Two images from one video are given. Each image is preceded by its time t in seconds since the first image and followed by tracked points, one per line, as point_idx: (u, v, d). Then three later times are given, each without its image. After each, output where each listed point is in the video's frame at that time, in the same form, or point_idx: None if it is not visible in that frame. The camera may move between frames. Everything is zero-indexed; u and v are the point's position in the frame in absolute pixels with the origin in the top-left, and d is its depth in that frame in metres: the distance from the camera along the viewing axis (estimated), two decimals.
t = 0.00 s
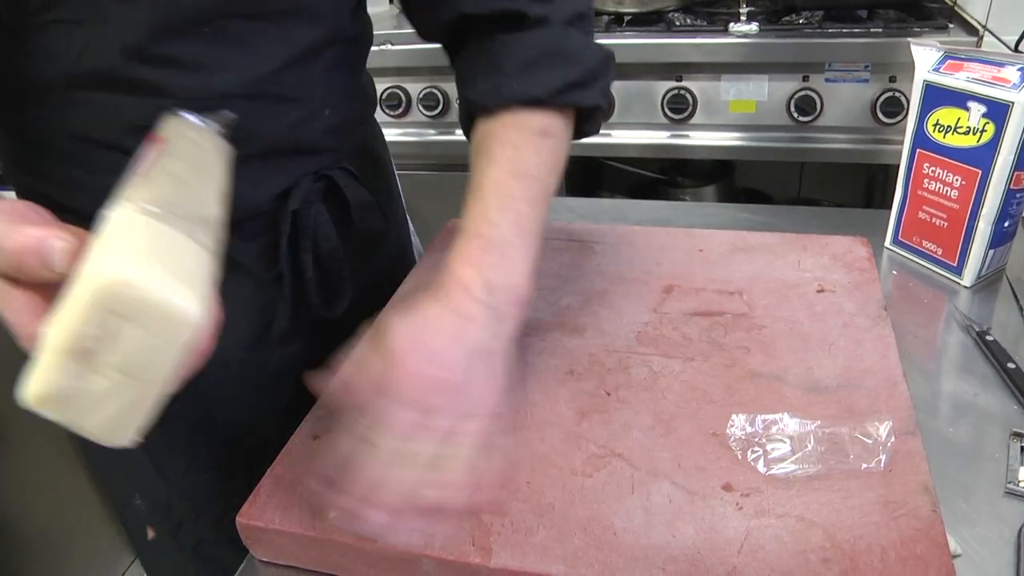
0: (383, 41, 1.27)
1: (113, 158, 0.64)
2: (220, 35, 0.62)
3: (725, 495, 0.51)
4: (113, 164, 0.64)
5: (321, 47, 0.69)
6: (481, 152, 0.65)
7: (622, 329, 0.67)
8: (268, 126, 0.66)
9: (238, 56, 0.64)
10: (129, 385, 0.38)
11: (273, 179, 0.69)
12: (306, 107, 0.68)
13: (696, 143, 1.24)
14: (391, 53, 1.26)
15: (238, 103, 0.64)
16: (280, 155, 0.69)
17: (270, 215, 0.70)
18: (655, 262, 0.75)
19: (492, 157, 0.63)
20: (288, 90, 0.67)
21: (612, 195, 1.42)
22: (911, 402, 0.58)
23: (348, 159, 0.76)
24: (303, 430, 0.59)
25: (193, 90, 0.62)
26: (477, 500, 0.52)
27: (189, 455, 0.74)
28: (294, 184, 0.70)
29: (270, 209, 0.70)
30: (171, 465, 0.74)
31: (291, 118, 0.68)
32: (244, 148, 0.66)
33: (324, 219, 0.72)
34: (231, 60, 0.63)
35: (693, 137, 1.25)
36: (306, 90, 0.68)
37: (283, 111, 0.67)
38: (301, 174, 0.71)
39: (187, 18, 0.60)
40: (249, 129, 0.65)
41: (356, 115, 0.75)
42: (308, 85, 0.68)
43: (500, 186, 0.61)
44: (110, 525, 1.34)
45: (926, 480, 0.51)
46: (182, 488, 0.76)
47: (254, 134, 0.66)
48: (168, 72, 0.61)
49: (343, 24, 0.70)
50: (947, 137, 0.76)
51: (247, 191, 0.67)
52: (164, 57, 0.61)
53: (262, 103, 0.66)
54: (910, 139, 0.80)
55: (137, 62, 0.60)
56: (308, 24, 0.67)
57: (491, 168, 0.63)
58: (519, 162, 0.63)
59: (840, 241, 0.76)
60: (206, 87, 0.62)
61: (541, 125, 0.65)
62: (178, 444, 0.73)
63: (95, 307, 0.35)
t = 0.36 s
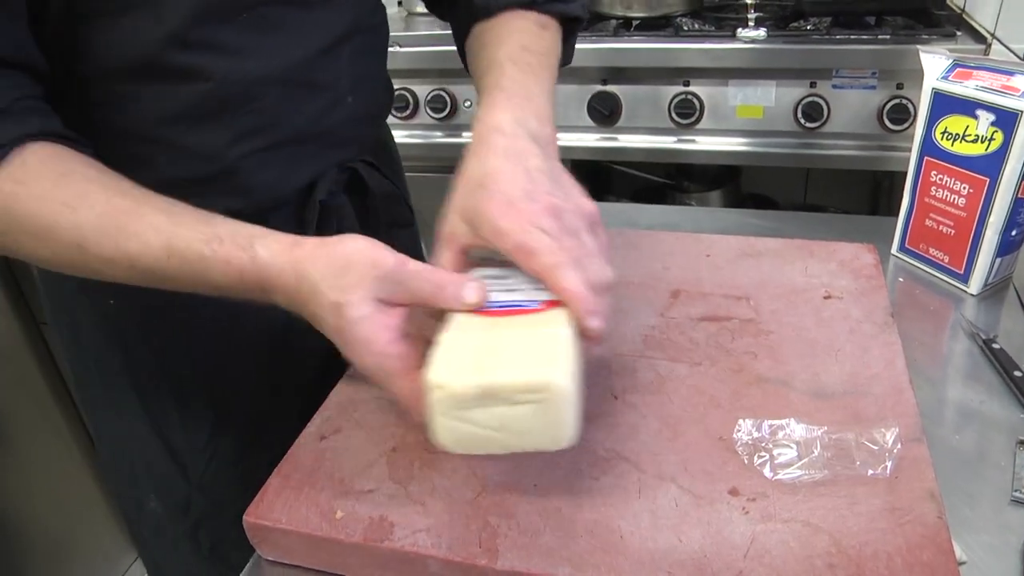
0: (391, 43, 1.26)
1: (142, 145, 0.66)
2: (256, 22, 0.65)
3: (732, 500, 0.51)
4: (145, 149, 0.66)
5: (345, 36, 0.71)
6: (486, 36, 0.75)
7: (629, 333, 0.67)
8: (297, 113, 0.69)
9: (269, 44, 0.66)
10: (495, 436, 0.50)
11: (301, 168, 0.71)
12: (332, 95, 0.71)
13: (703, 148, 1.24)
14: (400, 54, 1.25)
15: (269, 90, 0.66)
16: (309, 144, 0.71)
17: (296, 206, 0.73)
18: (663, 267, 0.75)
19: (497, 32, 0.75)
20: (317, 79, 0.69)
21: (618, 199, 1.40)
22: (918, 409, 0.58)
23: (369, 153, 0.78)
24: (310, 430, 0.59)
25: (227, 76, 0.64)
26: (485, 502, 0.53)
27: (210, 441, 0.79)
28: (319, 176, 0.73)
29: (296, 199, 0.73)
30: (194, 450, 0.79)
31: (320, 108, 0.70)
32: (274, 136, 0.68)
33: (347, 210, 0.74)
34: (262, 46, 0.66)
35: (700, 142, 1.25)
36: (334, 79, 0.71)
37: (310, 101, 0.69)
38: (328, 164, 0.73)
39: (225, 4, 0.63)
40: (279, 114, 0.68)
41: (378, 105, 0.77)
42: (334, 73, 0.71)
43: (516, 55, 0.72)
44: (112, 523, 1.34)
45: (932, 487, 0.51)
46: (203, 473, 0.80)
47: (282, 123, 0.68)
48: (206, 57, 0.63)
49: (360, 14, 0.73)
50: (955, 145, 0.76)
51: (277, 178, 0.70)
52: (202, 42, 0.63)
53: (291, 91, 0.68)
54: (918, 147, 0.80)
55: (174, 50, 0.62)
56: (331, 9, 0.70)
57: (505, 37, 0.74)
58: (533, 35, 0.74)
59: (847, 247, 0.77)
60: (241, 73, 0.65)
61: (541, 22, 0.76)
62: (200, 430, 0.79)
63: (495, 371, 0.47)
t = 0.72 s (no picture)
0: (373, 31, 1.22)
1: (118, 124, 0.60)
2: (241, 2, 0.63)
3: (719, 480, 0.51)
4: (115, 132, 0.60)
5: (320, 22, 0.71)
6: (466, 51, 0.77)
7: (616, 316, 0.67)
8: (275, 97, 0.67)
9: (250, 22, 0.64)
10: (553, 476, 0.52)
11: (277, 153, 0.70)
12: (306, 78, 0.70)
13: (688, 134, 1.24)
14: (384, 40, 1.21)
15: (252, 70, 0.65)
16: (284, 129, 0.70)
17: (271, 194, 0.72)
18: (649, 250, 0.75)
19: (476, 47, 0.77)
20: (295, 59, 0.68)
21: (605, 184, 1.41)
22: (903, 388, 0.58)
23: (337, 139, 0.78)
24: (296, 417, 0.59)
25: (213, 56, 0.62)
26: (472, 486, 0.52)
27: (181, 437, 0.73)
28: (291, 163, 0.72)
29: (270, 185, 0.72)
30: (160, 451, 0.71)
31: (294, 91, 0.69)
32: (251, 118, 0.66)
33: (319, 196, 0.75)
34: (246, 25, 0.64)
35: (685, 127, 1.24)
36: (308, 61, 0.70)
37: (288, 82, 0.68)
38: (299, 152, 0.72)
39: None
40: (259, 97, 0.66)
41: (341, 91, 0.76)
42: (309, 57, 0.70)
43: (501, 77, 0.75)
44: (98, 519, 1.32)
45: (917, 464, 0.51)
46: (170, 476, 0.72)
47: (261, 104, 0.66)
48: (193, 35, 0.60)
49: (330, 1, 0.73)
50: (940, 126, 0.76)
51: (253, 161, 0.68)
52: (192, 20, 0.60)
53: (271, 72, 0.66)
54: (902, 129, 0.80)
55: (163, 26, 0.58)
56: None
57: (487, 53, 0.77)
58: (510, 53, 0.77)
59: (833, 229, 0.77)
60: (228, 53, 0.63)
61: (511, 35, 0.79)
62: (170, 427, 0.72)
63: (549, 412, 0.50)
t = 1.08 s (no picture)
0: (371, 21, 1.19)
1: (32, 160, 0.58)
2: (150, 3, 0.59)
3: (720, 465, 0.52)
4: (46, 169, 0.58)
5: (247, 18, 0.67)
6: (419, 55, 0.76)
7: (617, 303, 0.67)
8: (204, 106, 0.63)
9: (166, 23, 0.60)
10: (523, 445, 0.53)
11: (215, 170, 0.66)
12: (239, 83, 0.66)
13: (688, 124, 1.22)
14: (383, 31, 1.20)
15: (172, 79, 0.61)
16: (217, 143, 0.66)
17: (214, 215, 0.68)
18: (649, 238, 0.75)
19: (429, 51, 0.76)
20: (222, 64, 0.64)
21: (607, 174, 1.41)
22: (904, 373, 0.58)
23: (283, 149, 0.76)
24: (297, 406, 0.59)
25: (114, 67, 0.58)
26: (473, 473, 0.53)
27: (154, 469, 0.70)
28: (236, 180, 0.68)
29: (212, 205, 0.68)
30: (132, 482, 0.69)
31: (226, 97, 0.65)
32: (180, 135, 0.62)
33: (268, 212, 0.71)
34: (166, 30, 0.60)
35: (686, 118, 1.22)
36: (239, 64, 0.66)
37: (219, 88, 0.64)
38: (241, 167, 0.69)
39: None
40: (186, 111, 0.62)
41: (286, 96, 0.73)
42: (240, 58, 0.66)
43: (458, 82, 0.74)
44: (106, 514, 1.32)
45: (919, 449, 0.51)
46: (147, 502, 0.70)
47: (189, 118, 0.63)
48: (99, 48, 0.57)
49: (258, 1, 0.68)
50: (940, 112, 0.76)
51: (189, 183, 0.64)
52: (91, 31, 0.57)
53: (198, 80, 0.62)
54: (903, 115, 0.80)
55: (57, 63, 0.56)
56: None
57: (440, 56, 0.75)
58: (462, 52, 0.76)
59: (835, 216, 0.76)
60: (137, 62, 0.59)
61: (461, 29, 0.79)
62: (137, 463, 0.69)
63: (518, 389, 0.51)
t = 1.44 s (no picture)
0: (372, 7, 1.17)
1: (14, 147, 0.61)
2: None
3: (725, 448, 0.51)
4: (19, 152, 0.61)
5: (234, 6, 0.68)
6: (426, 52, 0.76)
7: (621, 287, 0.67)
8: (185, 95, 0.65)
9: (145, 13, 0.62)
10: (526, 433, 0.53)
11: (200, 163, 0.67)
12: (224, 72, 0.67)
13: (690, 110, 1.17)
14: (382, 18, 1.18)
15: (152, 66, 0.63)
16: (200, 135, 0.67)
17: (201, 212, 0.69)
18: (654, 222, 0.75)
19: (436, 47, 0.75)
20: (205, 52, 0.66)
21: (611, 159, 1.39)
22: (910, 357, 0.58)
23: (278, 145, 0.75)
24: (301, 390, 0.59)
25: (93, 53, 0.60)
26: (477, 456, 0.52)
27: (144, 481, 0.72)
28: (223, 173, 0.69)
29: (202, 201, 0.69)
30: (123, 492, 0.72)
31: (208, 88, 0.66)
32: (159, 123, 0.64)
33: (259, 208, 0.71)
34: (141, 19, 0.62)
35: (690, 104, 1.17)
36: (224, 55, 0.67)
37: (202, 78, 0.66)
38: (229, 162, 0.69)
39: None
40: (162, 99, 0.64)
41: (275, 90, 0.74)
42: (225, 48, 0.67)
43: (468, 80, 0.73)
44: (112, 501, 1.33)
45: (924, 432, 0.51)
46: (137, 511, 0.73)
47: (170, 108, 0.64)
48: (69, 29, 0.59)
49: None
50: (947, 95, 0.75)
51: (172, 174, 0.66)
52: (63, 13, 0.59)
53: (177, 68, 0.64)
54: (909, 99, 0.79)
55: (35, 55, 0.59)
56: None
57: (447, 53, 0.74)
58: (472, 49, 0.75)
59: (840, 200, 0.76)
60: (112, 50, 0.61)
61: (467, 23, 0.77)
62: (124, 472, 0.71)
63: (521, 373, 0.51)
